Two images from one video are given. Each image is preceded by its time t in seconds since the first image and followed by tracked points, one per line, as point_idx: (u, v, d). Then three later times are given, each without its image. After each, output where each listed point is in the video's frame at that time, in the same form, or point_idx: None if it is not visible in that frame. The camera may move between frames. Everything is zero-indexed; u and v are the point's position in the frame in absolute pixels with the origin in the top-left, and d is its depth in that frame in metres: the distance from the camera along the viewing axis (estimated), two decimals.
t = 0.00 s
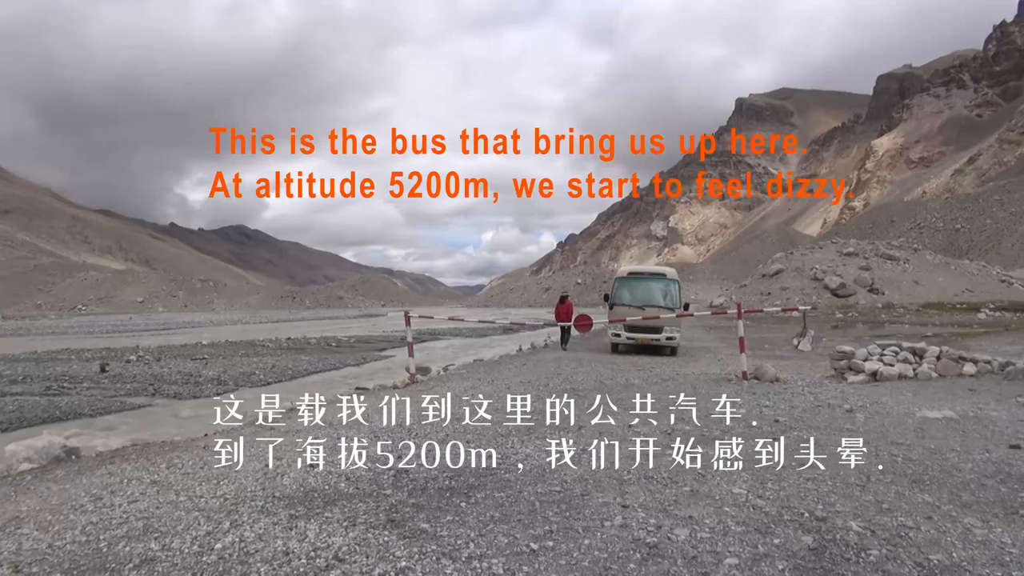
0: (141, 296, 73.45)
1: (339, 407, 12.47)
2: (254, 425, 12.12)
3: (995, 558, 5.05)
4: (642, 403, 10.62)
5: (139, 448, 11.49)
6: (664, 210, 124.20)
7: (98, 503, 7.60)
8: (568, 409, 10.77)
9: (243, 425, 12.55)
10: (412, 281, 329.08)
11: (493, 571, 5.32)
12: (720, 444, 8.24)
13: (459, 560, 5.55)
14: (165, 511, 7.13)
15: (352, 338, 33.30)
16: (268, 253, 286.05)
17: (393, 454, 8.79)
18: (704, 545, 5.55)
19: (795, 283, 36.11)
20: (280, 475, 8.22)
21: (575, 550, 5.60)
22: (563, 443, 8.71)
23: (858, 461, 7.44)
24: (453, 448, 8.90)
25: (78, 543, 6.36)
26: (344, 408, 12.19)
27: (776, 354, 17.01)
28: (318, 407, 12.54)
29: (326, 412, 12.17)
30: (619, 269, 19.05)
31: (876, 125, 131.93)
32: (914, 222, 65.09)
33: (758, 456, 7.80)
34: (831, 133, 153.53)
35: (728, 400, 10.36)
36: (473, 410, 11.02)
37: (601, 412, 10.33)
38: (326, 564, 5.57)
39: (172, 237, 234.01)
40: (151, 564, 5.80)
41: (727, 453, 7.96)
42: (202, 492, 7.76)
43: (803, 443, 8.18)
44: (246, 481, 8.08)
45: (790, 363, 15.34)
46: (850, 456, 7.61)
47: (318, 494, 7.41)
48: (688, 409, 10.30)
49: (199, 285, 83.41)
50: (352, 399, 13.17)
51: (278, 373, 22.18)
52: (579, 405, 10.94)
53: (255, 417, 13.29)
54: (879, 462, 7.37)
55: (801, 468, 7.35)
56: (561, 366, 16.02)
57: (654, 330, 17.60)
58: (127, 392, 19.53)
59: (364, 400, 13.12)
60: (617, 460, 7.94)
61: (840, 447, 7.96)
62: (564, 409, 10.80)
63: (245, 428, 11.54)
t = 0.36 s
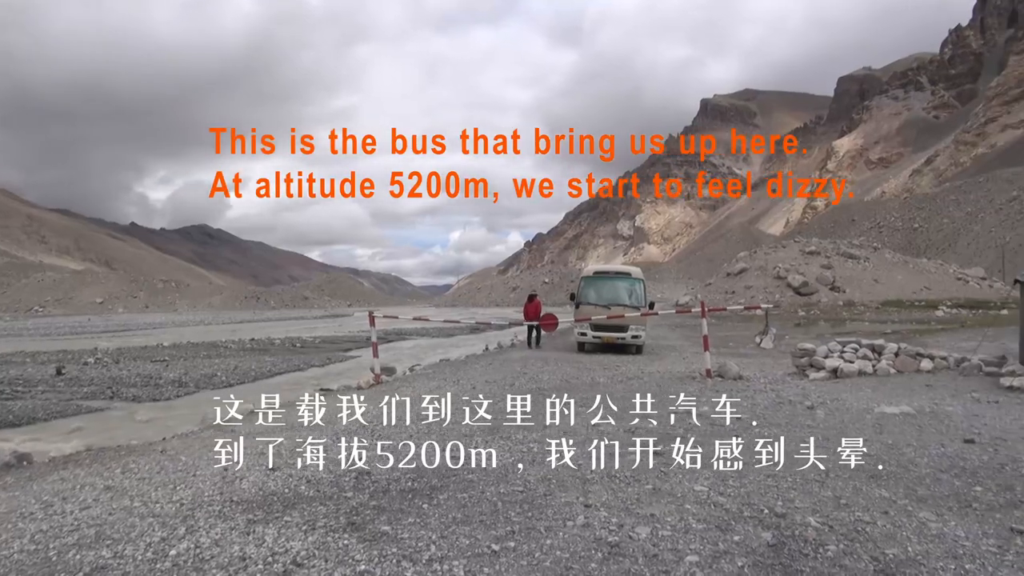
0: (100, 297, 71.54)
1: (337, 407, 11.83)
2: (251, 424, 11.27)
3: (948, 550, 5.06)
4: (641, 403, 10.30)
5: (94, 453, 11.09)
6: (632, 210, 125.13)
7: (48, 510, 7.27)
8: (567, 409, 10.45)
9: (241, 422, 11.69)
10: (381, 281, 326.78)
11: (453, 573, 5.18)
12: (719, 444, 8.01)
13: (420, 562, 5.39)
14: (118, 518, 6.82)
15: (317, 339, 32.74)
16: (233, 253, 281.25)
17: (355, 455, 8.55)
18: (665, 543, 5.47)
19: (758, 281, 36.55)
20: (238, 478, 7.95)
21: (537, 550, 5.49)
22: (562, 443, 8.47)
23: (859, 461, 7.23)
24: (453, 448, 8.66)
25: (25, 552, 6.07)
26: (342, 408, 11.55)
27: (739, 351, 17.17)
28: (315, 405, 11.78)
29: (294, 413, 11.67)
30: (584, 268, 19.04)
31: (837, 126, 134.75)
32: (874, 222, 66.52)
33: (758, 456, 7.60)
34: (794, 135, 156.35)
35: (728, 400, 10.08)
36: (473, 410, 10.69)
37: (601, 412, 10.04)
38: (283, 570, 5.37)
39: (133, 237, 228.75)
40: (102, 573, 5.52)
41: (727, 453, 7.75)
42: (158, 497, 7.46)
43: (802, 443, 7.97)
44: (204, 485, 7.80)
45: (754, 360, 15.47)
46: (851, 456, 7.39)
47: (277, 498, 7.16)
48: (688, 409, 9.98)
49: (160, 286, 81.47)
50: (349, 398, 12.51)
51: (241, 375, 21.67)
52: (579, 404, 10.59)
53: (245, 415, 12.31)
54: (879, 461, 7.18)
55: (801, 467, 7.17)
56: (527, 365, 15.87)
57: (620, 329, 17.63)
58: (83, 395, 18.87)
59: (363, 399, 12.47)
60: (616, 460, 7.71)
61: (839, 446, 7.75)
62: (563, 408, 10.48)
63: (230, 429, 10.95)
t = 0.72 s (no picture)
0: (77, 297, 70.49)
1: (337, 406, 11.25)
2: (250, 424, 10.63)
3: (921, 549, 5.00)
4: (641, 403, 10.02)
5: (64, 456, 10.79)
6: (615, 211, 125.51)
7: (13, 515, 6.97)
8: (567, 409, 10.11)
9: (242, 421, 11.00)
10: (364, 282, 325.36)
11: None
12: (719, 443, 7.83)
13: (393, 565, 5.11)
14: (86, 522, 6.45)
15: (297, 339, 32.34)
16: (214, 252, 278.64)
17: (332, 454, 8.22)
18: (640, 543, 5.33)
19: (738, 280, 36.71)
20: (210, 481, 7.55)
21: (512, 551, 5.27)
22: (562, 442, 8.15)
23: (860, 462, 7.06)
24: (454, 448, 8.21)
25: None
26: (342, 408, 10.96)
27: (719, 350, 17.15)
28: (316, 405, 11.20)
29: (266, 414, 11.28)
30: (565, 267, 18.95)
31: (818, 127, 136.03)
32: (854, 222, 67.19)
33: (757, 456, 7.44)
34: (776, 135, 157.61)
35: (729, 400, 9.81)
36: (473, 411, 10.23)
37: (601, 412, 9.73)
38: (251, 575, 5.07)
39: (113, 236, 225.90)
40: None
41: (726, 453, 7.57)
42: (127, 500, 7.08)
43: (804, 443, 7.77)
44: (177, 487, 7.40)
45: (732, 359, 15.47)
46: (852, 456, 7.23)
47: (250, 499, 6.77)
48: (688, 410, 9.73)
49: (139, 287, 80.40)
50: (348, 398, 11.92)
51: (218, 375, 21.34)
52: (579, 405, 10.26)
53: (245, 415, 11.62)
54: (878, 461, 7.02)
55: (801, 468, 7.01)
56: (507, 365, 15.68)
57: (600, 328, 17.56)
58: (57, 397, 18.48)
59: (364, 399, 11.86)
60: (616, 460, 7.45)
61: (837, 447, 7.60)
62: (563, 408, 10.10)
63: (212, 429, 10.65)
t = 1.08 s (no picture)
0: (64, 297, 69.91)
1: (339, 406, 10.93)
2: (248, 423, 10.41)
3: (906, 547, 4.95)
4: (641, 403, 9.85)
5: (48, 456, 10.64)
6: (607, 210, 125.70)
7: None
8: (567, 409, 9.91)
9: (240, 421, 10.70)
10: (356, 282, 324.59)
11: None
12: (719, 444, 7.71)
13: (377, 566, 5.01)
14: (67, 524, 6.32)
15: (286, 338, 32.12)
16: (205, 252, 277.29)
17: (320, 452, 8.07)
18: (625, 543, 5.27)
19: (729, 280, 36.74)
20: (195, 481, 7.36)
21: (496, 552, 5.18)
22: (562, 442, 8.01)
23: (858, 461, 6.96)
24: (454, 448, 7.95)
25: None
26: (342, 408, 10.66)
27: (709, 350, 17.12)
28: (314, 405, 10.97)
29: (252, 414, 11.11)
30: (556, 266, 18.86)
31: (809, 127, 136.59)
32: (844, 222, 67.49)
33: (757, 456, 7.32)
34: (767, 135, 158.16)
35: (728, 400, 9.69)
36: (472, 410, 9.95)
37: (601, 412, 9.54)
38: None
39: (103, 235, 224.57)
40: None
41: (727, 453, 7.45)
42: (110, 501, 6.94)
43: (803, 443, 7.67)
44: (161, 487, 7.25)
45: (721, 358, 15.43)
46: (852, 457, 7.11)
47: (234, 500, 6.63)
48: (689, 409, 9.62)
49: (128, 287, 79.88)
50: (348, 397, 11.59)
51: (207, 375, 21.16)
52: (579, 404, 10.07)
53: (243, 417, 11.28)
54: (879, 462, 6.88)
55: (800, 468, 6.89)
56: (496, 364, 15.60)
57: (590, 327, 17.50)
58: (43, 397, 18.27)
59: (364, 399, 11.57)
60: (616, 461, 7.33)
61: (838, 447, 7.46)
62: (563, 408, 9.89)
63: (198, 429, 10.51)
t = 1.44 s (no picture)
0: (41, 295, 68.86)
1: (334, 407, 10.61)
2: (246, 423, 10.05)
3: (886, 542, 4.99)
4: (641, 403, 9.64)
5: (26, 457, 10.43)
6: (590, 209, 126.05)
7: None
8: (567, 408, 9.72)
9: (240, 421, 10.27)
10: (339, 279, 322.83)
11: None
12: (719, 443, 7.59)
13: (359, 566, 4.96)
14: (44, 526, 6.19)
15: (268, 338, 31.82)
16: (186, 250, 274.31)
17: (305, 451, 7.97)
18: (608, 540, 5.27)
19: (711, 277, 36.99)
20: (176, 482, 7.24)
21: (479, 550, 5.15)
22: (561, 442, 7.89)
23: (858, 461, 6.84)
24: (453, 448, 7.82)
25: None
26: (343, 408, 10.36)
27: (691, 347, 17.20)
28: (314, 404, 10.61)
29: (234, 412, 10.97)
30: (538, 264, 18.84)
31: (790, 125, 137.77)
32: (824, 220, 68.19)
33: (757, 456, 7.20)
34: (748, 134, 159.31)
35: (727, 399, 9.53)
36: (473, 411, 9.77)
37: (601, 412, 9.35)
38: None
39: (81, 233, 221.36)
40: None
41: (726, 453, 7.34)
42: (88, 503, 6.82)
43: (802, 443, 7.54)
44: (140, 488, 7.12)
45: (703, 355, 15.52)
46: (851, 456, 6.99)
47: (215, 500, 6.54)
48: (688, 410, 9.37)
49: (107, 285, 78.83)
50: (349, 397, 11.20)
51: (188, 374, 20.92)
52: (578, 404, 9.84)
53: (242, 415, 10.79)
54: (879, 462, 6.77)
55: (799, 468, 6.77)
56: (479, 362, 15.55)
57: (574, 325, 17.52)
58: (20, 397, 17.96)
59: (364, 398, 11.24)
60: (616, 460, 7.24)
61: (838, 447, 7.33)
62: (563, 408, 9.69)
63: (178, 429, 10.34)
